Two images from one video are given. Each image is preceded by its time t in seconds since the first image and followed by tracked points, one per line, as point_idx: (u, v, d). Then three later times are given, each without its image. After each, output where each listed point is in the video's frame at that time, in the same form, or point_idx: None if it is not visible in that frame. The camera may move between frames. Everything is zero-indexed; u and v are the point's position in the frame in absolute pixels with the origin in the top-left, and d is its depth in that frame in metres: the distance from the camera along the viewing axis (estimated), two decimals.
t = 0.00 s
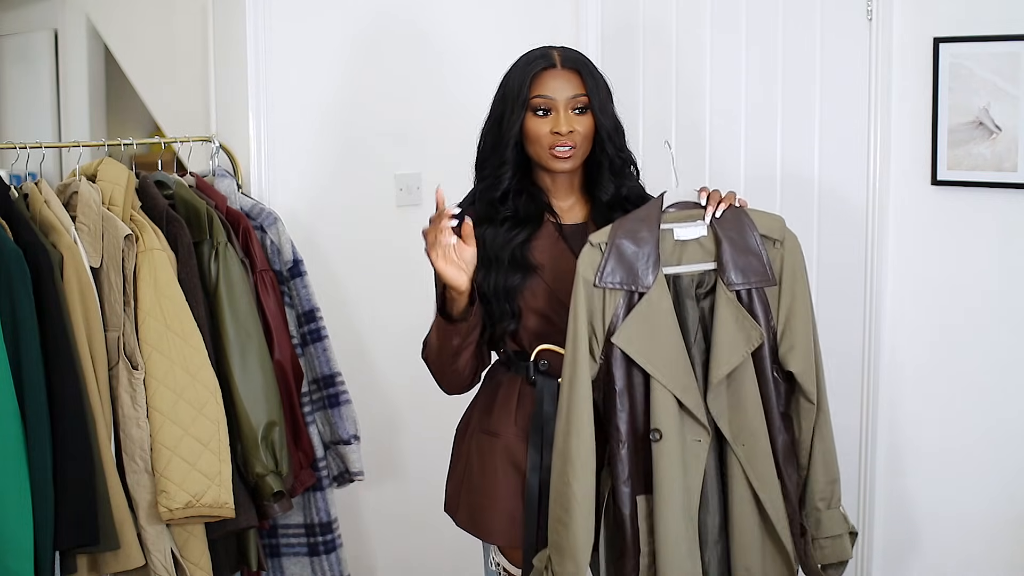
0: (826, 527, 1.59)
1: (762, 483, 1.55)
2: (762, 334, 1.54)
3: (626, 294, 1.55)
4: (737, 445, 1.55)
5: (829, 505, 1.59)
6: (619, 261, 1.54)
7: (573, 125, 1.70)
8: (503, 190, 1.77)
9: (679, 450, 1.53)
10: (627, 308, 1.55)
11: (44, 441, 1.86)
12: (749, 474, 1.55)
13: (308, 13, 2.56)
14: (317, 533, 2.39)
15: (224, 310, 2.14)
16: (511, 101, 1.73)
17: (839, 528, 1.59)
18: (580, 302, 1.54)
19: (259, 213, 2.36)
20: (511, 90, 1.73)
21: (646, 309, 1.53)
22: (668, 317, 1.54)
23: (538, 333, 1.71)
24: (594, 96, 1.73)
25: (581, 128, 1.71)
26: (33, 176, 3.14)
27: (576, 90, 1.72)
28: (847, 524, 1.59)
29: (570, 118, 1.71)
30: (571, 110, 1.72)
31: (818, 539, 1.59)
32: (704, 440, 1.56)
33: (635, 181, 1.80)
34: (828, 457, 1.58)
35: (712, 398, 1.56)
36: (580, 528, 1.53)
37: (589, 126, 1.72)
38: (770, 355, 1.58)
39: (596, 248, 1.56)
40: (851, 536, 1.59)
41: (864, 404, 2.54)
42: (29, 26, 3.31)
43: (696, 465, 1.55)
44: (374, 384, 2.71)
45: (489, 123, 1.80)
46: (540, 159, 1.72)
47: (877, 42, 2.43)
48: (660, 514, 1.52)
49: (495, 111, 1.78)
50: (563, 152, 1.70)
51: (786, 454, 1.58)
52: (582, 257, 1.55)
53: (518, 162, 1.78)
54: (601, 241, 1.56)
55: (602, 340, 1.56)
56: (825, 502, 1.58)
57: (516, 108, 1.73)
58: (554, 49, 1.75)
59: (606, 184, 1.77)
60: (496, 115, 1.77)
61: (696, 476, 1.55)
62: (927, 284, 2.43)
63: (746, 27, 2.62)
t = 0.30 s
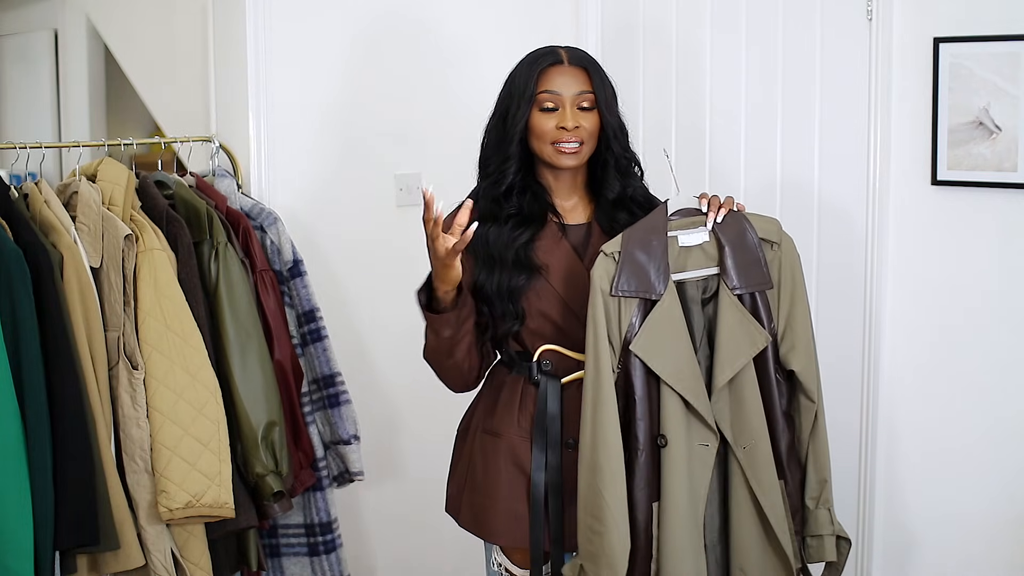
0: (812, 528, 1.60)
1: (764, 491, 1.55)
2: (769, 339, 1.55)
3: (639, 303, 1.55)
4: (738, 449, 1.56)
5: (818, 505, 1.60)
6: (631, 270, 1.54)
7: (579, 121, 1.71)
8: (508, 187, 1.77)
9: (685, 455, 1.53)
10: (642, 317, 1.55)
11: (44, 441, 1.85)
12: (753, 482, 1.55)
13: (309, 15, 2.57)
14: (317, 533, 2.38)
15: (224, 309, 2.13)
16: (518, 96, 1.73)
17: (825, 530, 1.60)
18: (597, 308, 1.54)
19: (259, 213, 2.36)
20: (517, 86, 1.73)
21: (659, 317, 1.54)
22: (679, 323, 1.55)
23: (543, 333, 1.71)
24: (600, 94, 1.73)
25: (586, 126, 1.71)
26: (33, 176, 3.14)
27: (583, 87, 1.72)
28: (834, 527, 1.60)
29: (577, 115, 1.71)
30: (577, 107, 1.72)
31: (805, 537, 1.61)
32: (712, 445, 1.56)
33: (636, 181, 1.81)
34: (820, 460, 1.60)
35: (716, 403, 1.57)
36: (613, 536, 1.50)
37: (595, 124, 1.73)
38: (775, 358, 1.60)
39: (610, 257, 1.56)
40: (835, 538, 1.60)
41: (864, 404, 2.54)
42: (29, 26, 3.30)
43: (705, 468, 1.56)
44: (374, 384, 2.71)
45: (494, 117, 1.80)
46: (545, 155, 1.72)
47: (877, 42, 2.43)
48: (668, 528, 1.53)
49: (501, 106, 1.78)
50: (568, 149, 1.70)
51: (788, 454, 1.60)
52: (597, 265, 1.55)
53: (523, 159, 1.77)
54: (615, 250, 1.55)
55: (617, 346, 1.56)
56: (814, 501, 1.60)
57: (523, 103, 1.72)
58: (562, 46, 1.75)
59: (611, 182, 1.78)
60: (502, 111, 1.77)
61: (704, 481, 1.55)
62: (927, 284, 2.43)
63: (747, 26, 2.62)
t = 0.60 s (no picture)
0: (828, 531, 1.58)
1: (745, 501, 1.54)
2: (748, 349, 1.54)
3: (616, 310, 1.54)
4: (721, 462, 1.54)
5: (829, 509, 1.59)
6: (607, 278, 1.53)
7: (573, 128, 1.70)
8: (503, 187, 1.77)
9: (666, 462, 1.53)
10: (620, 322, 1.55)
11: (44, 441, 1.85)
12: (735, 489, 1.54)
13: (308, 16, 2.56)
14: (317, 533, 2.38)
15: (224, 310, 2.13)
16: (514, 101, 1.74)
17: (840, 532, 1.57)
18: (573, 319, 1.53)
19: (259, 213, 2.36)
20: (513, 91, 1.74)
21: (637, 325, 1.52)
22: (659, 331, 1.53)
23: (536, 330, 1.71)
24: (597, 99, 1.72)
25: (580, 132, 1.71)
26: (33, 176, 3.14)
27: (578, 93, 1.72)
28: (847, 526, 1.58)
29: (570, 121, 1.71)
30: (572, 112, 1.71)
31: (817, 541, 1.58)
32: (697, 455, 1.55)
33: (637, 185, 1.80)
34: (826, 463, 1.59)
35: (698, 411, 1.53)
36: (621, 543, 1.48)
37: (590, 130, 1.72)
38: (764, 368, 1.59)
39: (584, 266, 1.55)
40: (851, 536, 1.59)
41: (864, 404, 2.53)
42: (29, 26, 3.31)
43: (688, 477, 1.54)
44: (374, 384, 2.71)
45: (495, 119, 1.80)
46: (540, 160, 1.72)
47: (877, 42, 2.42)
48: (643, 530, 1.52)
49: (501, 110, 1.78)
50: (562, 154, 1.70)
51: (771, 462, 1.60)
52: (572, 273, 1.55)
53: (522, 162, 1.77)
54: (589, 259, 1.55)
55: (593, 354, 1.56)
56: (824, 506, 1.58)
57: (518, 108, 1.73)
58: (562, 50, 1.74)
59: (607, 187, 1.77)
60: (502, 114, 1.78)
61: (686, 490, 1.54)
62: (926, 284, 2.43)
63: (747, 26, 2.62)
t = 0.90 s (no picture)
0: (819, 546, 1.57)
1: (750, 503, 1.53)
2: (748, 356, 1.53)
3: (614, 314, 1.53)
4: (726, 465, 1.54)
5: (823, 524, 1.57)
6: (606, 281, 1.52)
7: (569, 128, 1.71)
8: (505, 189, 1.76)
9: (654, 470, 1.52)
10: (619, 326, 1.54)
11: (44, 440, 1.85)
12: (738, 496, 1.53)
13: (308, 16, 2.56)
14: (317, 533, 2.38)
15: (224, 310, 2.13)
16: (512, 103, 1.74)
17: (833, 548, 1.56)
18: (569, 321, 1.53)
19: (259, 213, 2.36)
20: (512, 92, 1.74)
21: (637, 328, 1.52)
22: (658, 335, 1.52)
23: (536, 330, 1.71)
24: (594, 99, 1.72)
25: (577, 133, 1.71)
26: (32, 176, 3.14)
27: (575, 93, 1.72)
28: (840, 543, 1.57)
29: (567, 122, 1.71)
30: (569, 113, 1.72)
31: (810, 558, 1.57)
32: (687, 463, 1.53)
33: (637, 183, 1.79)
34: (822, 474, 1.57)
35: (699, 415, 1.54)
36: (573, 545, 1.50)
37: (587, 131, 1.72)
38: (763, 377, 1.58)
39: (584, 269, 1.55)
40: (843, 556, 1.58)
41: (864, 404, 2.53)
42: (29, 26, 3.30)
43: (677, 485, 1.53)
44: (374, 384, 2.71)
45: (494, 120, 1.81)
46: (538, 161, 1.73)
47: (877, 42, 2.43)
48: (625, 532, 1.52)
49: (500, 110, 1.79)
50: (559, 156, 1.70)
51: (771, 471, 1.58)
52: (569, 277, 1.55)
53: (521, 161, 1.78)
54: (589, 262, 1.55)
55: (591, 356, 1.55)
56: (818, 521, 1.57)
57: (517, 110, 1.74)
58: (559, 50, 1.74)
59: (606, 187, 1.77)
60: (500, 114, 1.78)
61: (676, 497, 1.53)
62: (927, 284, 2.43)
63: (747, 26, 2.62)
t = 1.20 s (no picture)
0: (810, 549, 1.57)
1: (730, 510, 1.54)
2: (740, 352, 1.53)
3: (607, 304, 1.55)
4: (708, 461, 1.56)
5: (815, 525, 1.57)
6: (600, 273, 1.53)
7: (569, 126, 1.70)
8: (505, 186, 1.77)
9: (645, 464, 1.54)
10: (612, 316, 1.55)
11: (44, 440, 1.85)
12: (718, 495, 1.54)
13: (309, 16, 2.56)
14: (317, 533, 2.38)
15: (224, 310, 2.13)
16: (513, 102, 1.74)
17: (824, 551, 1.57)
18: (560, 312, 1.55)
19: (259, 213, 2.36)
20: (511, 91, 1.74)
21: (631, 318, 1.53)
22: (651, 329, 1.53)
23: (537, 329, 1.71)
24: (593, 98, 1.72)
25: (577, 130, 1.70)
26: (33, 176, 3.14)
27: (574, 91, 1.71)
28: (833, 547, 1.57)
29: (567, 120, 1.71)
30: (568, 111, 1.71)
31: (801, 560, 1.58)
32: (682, 456, 1.55)
33: (638, 182, 1.79)
34: (816, 477, 1.57)
35: (686, 409, 1.56)
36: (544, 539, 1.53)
37: (587, 129, 1.72)
38: (760, 376, 1.59)
39: (577, 259, 1.55)
40: (835, 560, 1.57)
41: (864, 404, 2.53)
42: (29, 26, 3.30)
43: (674, 478, 1.55)
44: (374, 384, 2.71)
45: (495, 119, 1.81)
46: (538, 160, 1.73)
47: (877, 42, 2.43)
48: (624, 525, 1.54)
49: (500, 110, 1.79)
50: (559, 153, 1.70)
51: (769, 468, 1.59)
52: (562, 268, 1.55)
53: (522, 160, 1.77)
54: (583, 253, 1.55)
55: (583, 347, 1.56)
56: (810, 522, 1.57)
57: (517, 108, 1.74)
58: (558, 49, 1.74)
59: (607, 186, 1.77)
60: (501, 113, 1.78)
61: (672, 491, 1.55)
62: (927, 283, 2.43)
63: (747, 25, 2.62)
